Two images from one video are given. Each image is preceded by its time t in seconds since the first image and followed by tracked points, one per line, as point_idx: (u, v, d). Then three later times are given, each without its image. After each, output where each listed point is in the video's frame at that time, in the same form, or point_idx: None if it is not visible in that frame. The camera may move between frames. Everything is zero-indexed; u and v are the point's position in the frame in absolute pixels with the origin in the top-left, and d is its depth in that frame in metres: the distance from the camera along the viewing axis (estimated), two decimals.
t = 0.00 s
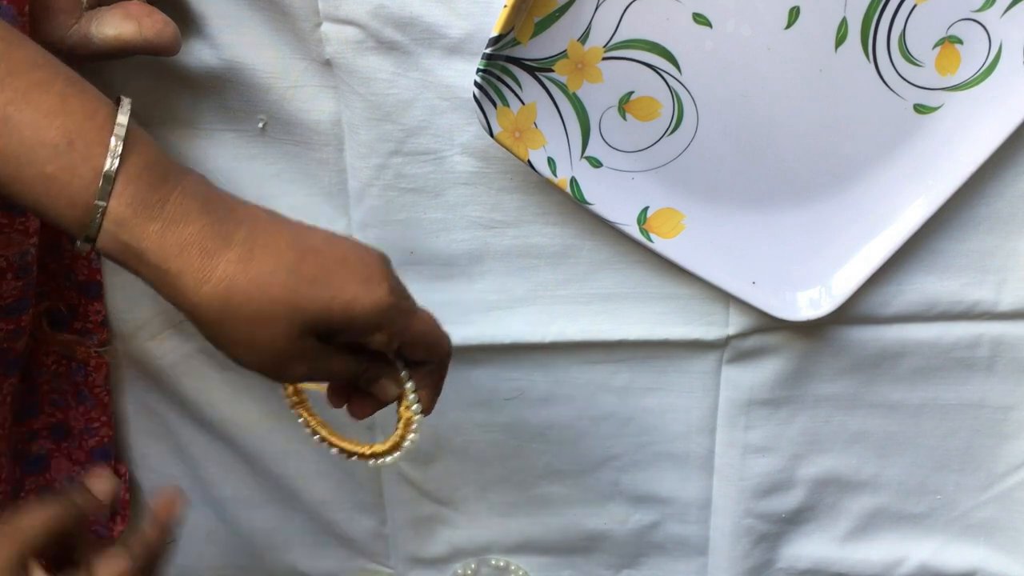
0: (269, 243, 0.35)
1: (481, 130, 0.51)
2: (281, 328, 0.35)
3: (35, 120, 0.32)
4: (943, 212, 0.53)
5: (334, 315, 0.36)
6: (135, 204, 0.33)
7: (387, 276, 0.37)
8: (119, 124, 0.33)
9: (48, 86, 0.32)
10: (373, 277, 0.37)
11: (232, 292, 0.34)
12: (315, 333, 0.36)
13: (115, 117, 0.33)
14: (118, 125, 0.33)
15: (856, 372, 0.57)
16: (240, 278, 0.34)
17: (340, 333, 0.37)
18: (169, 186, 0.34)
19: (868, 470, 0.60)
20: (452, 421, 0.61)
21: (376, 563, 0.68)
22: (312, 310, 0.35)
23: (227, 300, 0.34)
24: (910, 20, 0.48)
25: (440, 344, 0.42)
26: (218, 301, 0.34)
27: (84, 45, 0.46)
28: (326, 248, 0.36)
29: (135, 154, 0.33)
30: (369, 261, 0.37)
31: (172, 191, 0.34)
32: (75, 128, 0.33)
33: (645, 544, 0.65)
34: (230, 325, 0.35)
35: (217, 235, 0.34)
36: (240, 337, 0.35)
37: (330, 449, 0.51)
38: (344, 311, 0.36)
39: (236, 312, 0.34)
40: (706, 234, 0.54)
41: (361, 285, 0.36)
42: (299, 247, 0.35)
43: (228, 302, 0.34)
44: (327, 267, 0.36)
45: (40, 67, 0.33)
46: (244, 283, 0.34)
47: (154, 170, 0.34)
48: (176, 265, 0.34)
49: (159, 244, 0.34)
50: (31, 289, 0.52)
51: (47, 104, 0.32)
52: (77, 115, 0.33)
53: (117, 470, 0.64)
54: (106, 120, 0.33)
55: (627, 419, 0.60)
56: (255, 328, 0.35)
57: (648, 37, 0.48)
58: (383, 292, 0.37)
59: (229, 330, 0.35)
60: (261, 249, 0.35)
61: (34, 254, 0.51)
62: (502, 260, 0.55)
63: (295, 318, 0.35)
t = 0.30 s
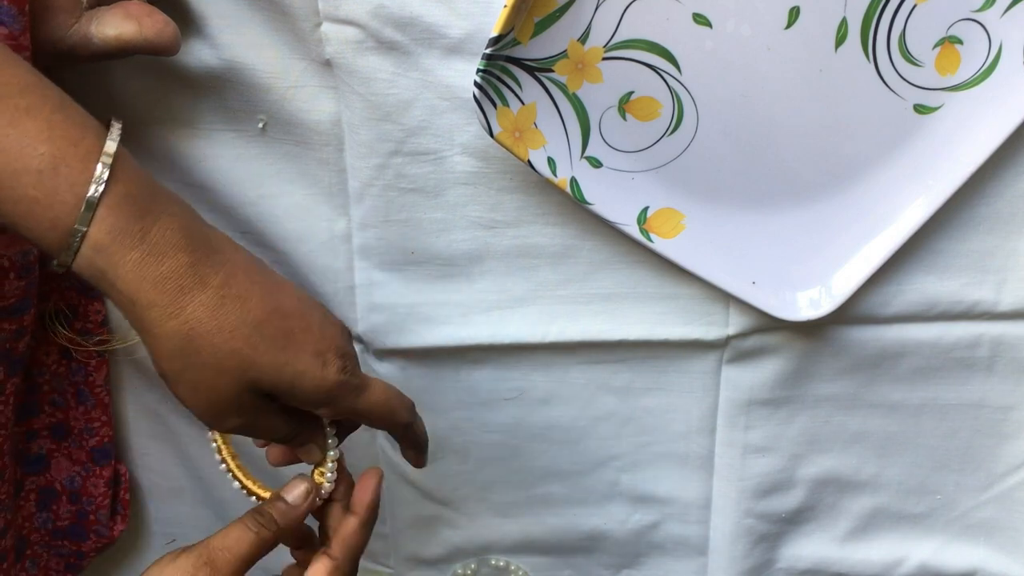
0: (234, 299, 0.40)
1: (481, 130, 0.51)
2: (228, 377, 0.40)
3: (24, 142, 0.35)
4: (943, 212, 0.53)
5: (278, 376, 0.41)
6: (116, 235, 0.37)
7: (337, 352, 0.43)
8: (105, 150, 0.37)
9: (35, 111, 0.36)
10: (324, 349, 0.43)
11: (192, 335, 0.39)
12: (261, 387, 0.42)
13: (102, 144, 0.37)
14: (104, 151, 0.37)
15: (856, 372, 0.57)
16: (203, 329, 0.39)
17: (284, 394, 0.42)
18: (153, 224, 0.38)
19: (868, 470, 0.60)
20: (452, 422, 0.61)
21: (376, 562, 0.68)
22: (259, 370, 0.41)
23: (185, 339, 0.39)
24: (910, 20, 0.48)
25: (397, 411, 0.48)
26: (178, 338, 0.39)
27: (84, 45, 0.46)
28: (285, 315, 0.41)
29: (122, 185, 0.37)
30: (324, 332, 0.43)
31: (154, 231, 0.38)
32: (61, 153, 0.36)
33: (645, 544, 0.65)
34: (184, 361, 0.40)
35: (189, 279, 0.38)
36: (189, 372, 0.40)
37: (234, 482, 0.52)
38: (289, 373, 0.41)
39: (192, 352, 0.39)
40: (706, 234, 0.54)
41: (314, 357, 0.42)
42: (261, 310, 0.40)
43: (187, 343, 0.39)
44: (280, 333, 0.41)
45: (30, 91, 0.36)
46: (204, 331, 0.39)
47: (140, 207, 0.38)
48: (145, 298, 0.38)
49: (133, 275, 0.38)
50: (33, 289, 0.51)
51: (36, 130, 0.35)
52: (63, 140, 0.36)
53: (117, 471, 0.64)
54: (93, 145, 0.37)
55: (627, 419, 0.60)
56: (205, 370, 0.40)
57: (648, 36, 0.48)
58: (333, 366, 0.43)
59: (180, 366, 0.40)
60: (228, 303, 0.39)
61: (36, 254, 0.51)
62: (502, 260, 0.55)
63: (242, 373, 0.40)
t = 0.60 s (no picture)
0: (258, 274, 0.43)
1: (481, 130, 0.51)
2: (253, 348, 0.43)
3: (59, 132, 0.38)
4: (944, 212, 0.53)
5: (300, 345, 0.44)
6: (149, 216, 0.40)
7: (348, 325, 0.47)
8: (133, 140, 0.40)
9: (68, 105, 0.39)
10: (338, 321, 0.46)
11: (220, 308, 0.41)
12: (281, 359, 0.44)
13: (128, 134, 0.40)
14: (133, 140, 0.40)
15: (856, 372, 0.57)
16: (231, 300, 0.42)
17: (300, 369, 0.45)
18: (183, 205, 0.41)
19: (868, 470, 0.60)
20: (452, 422, 0.61)
21: (376, 562, 0.68)
22: (282, 339, 0.43)
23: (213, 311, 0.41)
24: (910, 20, 0.48)
25: (390, 390, 0.51)
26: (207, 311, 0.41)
27: (85, 46, 0.46)
28: (299, 290, 0.45)
29: (151, 171, 0.40)
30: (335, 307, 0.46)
31: (184, 212, 0.41)
32: (94, 142, 0.39)
33: (645, 545, 0.65)
34: (209, 338, 0.42)
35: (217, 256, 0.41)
36: (213, 349, 0.42)
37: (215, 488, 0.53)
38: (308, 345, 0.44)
39: (220, 325, 0.41)
40: (706, 234, 0.54)
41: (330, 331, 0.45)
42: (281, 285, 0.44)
43: (216, 315, 0.41)
44: (300, 305, 0.44)
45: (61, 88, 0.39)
46: (231, 304, 0.42)
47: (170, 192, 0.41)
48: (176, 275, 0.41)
49: (166, 253, 0.40)
50: (34, 289, 0.52)
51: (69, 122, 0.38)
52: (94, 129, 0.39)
53: (117, 471, 0.64)
54: (122, 137, 0.40)
55: (627, 419, 0.60)
56: (229, 343, 0.42)
57: (648, 37, 0.48)
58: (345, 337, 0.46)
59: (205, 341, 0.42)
60: (254, 281, 0.42)
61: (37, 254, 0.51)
62: (502, 260, 0.55)
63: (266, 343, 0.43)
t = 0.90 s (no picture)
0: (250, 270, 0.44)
1: (481, 130, 0.51)
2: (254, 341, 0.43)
3: (60, 150, 0.38)
4: (943, 213, 0.53)
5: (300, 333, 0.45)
6: (142, 226, 0.41)
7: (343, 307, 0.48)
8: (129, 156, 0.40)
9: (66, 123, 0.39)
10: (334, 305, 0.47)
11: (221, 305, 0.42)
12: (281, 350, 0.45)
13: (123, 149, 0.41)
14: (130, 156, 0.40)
15: (856, 372, 0.57)
16: (229, 295, 0.43)
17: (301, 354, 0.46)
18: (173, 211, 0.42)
19: (868, 470, 0.60)
20: (452, 422, 0.61)
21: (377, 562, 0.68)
22: (282, 329, 0.44)
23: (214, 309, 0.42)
24: (910, 20, 0.48)
25: (372, 382, 0.51)
26: (209, 311, 0.42)
27: (85, 46, 0.46)
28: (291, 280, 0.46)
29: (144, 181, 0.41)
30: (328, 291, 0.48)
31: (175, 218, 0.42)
32: (93, 160, 0.39)
33: (645, 545, 0.65)
34: (216, 338, 0.43)
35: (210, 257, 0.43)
36: (220, 346, 0.43)
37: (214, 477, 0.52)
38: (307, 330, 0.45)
39: (224, 323, 0.42)
40: (706, 234, 0.54)
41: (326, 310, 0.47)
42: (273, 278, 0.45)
43: (217, 315, 0.42)
44: (292, 294, 0.45)
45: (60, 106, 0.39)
46: (230, 300, 0.43)
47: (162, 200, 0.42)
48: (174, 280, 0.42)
49: (163, 258, 0.41)
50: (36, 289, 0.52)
51: (69, 140, 0.38)
52: (92, 148, 0.39)
53: (117, 471, 0.64)
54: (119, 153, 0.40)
55: (627, 419, 0.60)
56: (232, 337, 0.43)
57: (648, 37, 0.48)
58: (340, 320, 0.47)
59: (208, 341, 0.43)
60: (248, 276, 0.44)
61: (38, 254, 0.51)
62: (502, 260, 0.55)
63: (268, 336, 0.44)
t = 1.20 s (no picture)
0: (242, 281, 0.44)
1: (481, 130, 0.51)
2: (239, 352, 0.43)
3: (59, 151, 0.39)
4: (944, 213, 0.53)
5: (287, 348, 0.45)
6: (140, 227, 0.41)
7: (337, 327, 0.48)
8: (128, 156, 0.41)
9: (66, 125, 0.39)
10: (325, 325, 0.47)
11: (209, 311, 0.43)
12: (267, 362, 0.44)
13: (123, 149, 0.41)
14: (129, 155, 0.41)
15: (856, 372, 0.57)
16: (218, 303, 0.43)
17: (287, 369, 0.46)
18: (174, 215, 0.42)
19: (868, 470, 0.60)
20: (452, 422, 0.61)
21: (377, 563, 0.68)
22: (269, 343, 0.44)
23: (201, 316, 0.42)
24: (910, 20, 0.48)
25: (369, 397, 0.50)
26: (197, 316, 0.42)
27: (85, 46, 0.46)
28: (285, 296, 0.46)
29: (145, 183, 0.41)
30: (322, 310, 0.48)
31: (174, 222, 0.42)
32: (92, 161, 0.39)
33: (645, 545, 0.65)
34: (201, 340, 0.42)
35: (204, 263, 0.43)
36: (205, 346, 0.42)
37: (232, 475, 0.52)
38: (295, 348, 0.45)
39: (212, 325, 0.42)
40: (706, 234, 0.54)
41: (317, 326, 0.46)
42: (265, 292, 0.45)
43: (205, 316, 0.42)
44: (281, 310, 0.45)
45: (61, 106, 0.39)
46: (218, 309, 0.43)
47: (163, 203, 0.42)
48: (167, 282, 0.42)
49: (158, 260, 0.42)
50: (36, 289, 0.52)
51: (68, 141, 0.39)
52: (91, 149, 0.39)
53: (117, 471, 0.64)
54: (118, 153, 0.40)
55: (627, 419, 0.60)
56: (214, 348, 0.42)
57: (648, 36, 0.48)
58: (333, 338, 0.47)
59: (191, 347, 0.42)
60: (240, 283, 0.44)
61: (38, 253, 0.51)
62: (502, 260, 0.55)
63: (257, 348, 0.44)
